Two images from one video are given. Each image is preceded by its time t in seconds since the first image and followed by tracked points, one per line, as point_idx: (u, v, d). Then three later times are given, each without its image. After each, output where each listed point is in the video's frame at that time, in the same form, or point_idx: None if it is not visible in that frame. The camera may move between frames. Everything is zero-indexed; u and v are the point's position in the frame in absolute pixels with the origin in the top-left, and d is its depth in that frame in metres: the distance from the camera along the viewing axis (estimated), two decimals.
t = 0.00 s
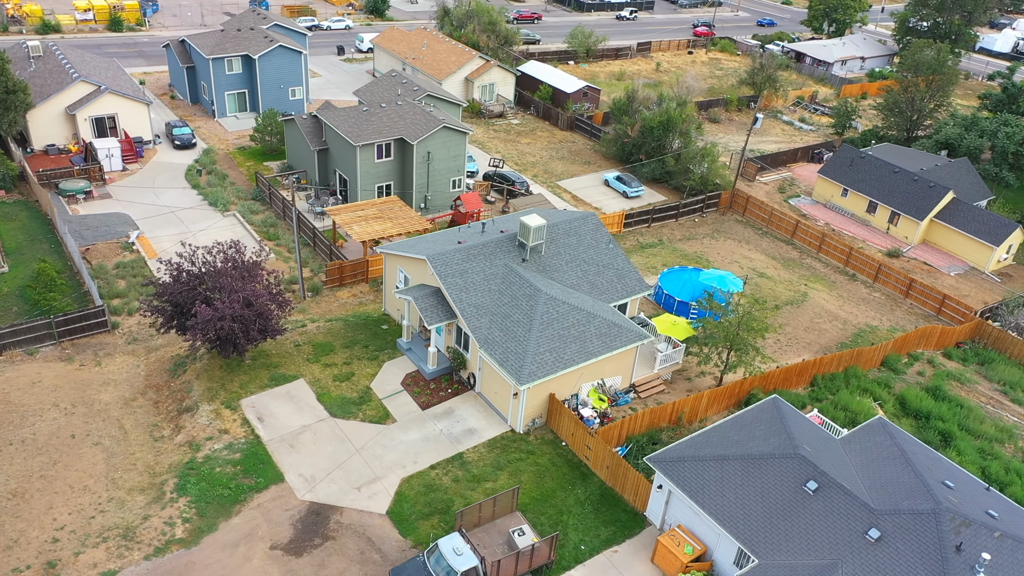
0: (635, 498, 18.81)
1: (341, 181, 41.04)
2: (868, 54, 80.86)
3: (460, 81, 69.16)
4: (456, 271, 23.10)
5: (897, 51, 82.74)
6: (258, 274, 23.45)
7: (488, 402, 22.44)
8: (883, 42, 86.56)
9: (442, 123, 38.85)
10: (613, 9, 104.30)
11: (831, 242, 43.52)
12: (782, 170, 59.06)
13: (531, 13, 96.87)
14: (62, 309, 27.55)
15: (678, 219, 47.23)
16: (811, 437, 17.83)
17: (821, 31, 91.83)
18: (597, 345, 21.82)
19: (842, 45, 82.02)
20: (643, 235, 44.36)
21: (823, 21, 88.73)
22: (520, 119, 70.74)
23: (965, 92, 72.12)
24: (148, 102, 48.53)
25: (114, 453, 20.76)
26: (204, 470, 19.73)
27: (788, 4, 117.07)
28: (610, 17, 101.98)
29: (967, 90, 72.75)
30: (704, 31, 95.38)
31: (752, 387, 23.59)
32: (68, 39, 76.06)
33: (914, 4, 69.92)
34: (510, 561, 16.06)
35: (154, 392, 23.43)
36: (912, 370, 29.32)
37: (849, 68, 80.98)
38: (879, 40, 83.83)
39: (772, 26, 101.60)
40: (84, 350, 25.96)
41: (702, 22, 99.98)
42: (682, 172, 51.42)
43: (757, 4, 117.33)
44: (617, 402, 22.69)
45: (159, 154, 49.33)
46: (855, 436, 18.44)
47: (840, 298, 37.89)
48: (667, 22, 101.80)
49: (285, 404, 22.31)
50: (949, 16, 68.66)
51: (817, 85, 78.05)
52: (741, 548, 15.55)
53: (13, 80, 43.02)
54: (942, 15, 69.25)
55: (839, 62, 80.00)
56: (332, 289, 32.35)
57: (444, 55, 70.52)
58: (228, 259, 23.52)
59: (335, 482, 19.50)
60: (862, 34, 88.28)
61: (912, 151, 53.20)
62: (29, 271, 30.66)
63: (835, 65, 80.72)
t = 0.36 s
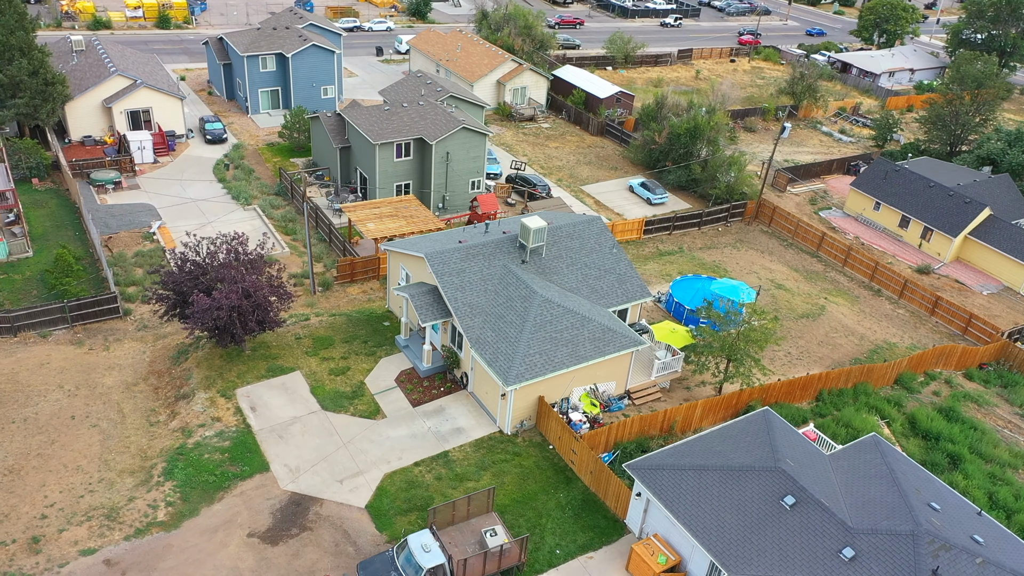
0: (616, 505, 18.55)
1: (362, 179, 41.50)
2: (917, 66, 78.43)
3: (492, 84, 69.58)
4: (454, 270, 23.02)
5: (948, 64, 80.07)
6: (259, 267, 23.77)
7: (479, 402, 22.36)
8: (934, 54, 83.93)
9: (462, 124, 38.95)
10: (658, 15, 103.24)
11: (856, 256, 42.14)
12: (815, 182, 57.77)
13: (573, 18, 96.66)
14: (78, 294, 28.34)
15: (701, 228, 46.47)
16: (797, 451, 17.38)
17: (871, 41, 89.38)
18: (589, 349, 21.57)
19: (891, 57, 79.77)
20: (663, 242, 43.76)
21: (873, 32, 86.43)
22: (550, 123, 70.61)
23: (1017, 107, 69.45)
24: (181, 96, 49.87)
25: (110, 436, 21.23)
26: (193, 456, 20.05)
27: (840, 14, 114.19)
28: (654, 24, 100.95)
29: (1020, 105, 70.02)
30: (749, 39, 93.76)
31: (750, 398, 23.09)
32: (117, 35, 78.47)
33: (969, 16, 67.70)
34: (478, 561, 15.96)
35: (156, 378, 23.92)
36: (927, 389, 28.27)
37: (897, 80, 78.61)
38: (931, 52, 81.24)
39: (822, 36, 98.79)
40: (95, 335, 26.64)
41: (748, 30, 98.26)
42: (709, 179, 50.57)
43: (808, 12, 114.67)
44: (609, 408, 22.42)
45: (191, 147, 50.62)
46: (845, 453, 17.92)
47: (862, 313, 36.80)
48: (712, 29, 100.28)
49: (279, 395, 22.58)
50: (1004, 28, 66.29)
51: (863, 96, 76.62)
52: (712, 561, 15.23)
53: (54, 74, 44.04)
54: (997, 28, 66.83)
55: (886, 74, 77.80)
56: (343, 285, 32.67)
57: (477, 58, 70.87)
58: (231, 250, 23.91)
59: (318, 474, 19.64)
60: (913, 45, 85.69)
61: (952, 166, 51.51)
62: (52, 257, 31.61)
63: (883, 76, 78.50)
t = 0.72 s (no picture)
0: (595, 512, 18.29)
1: (384, 178, 41.89)
2: (972, 81, 75.63)
3: (524, 88, 69.88)
4: (452, 269, 23.02)
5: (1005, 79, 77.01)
6: (262, 260, 24.18)
7: (470, 402, 22.31)
8: (991, 69, 80.78)
9: (482, 125, 38.99)
10: (706, 23, 101.53)
11: (884, 272, 40.68)
12: (851, 196, 56.23)
13: (618, 25, 96.11)
14: (94, 280, 29.17)
15: (726, 238, 45.54)
16: (779, 465, 16.92)
17: (926, 54, 86.53)
18: (581, 353, 21.33)
19: (944, 70, 77.15)
20: (685, 251, 42.99)
21: (928, 44, 83.67)
22: (583, 128, 70.24)
23: None
24: (217, 92, 51.42)
25: (108, 418, 21.77)
26: (183, 441, 20.42)
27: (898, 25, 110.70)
28: (701, 32, 99.41)
29: None
30: (798, 49, 91.71)
31: (748, 410, 22.57)
32: (167, 33, 80.72)
33: None
34: (445, 559, 15.88)
35: (159, 364, 24.47)
36: (943, 412, 27.15)
37: (949, 95, 75.95)
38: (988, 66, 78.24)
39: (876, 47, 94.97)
40: (108, 320, 27.36)
41: (798, 40, 96.04)
42: (737, 189, 49.50)
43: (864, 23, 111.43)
44: (601, 414, 22.16)
45: (223, 142, 52.26)
46: (831, 470, 17.39)
47: (885, 331, 35.59)
48: (761, 38, 98.25)
49: (274, 386, 22.89)
50: None
51: (911, 110, 74.53)
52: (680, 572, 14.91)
53: (94, 67, 45.55)
54: None
55: (938, 87, 75.21)
56: (355, 281, 32.88)
57: (512, 62, 71.11)
58: (235, 241, 24.37)
59: (303, 465, 19.83)
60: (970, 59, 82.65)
61: (994, 184, 49.67)
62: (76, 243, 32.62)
63: (935, 90, 75.92)
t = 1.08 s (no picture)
0: (573, 517, 18.07)
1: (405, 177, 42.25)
2: None
3: (558, 93, 69.75)
4: (450, 267, 23.01)
5: None
6: (266, 251, 24.58)
7: (461, 400, 22.27)
8: None
9: (503, 127, 39.01)
10: (755, 33, 99.32)
11: (911, 290, 39.22)
12: (887, 211, 54.60)
13: (663, 32, 95.06)
14: (113, 266, 30.03)
15: (750, 249, 44.57)
16: (759, 479, 16.48)
17: (983, 69, 83.41)
18: (572, 357, 21.06)
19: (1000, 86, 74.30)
20: (706, 260, 42.16)
21: (986, 59, 80.65)
22: (615, 135, 69.65)
23: None
24: (251, 89, 52.78)
25: (108, 399, 22.36)
26: (176, 425, 20.85)
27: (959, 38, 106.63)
28: (749, 41, 97.46)
29: None
30: (848, 61, 89.39)
31: (745, 422, 22.04)
32: (215, 31, 82.78)
33: None
34: (412, 554, 15.84)
35: (164, 349, 25.05)
36: (956, 436, 26.08)
37: (1004, 111, 73.03)
38: None
39: (933, 61, 92.12)
40: (122, 305, 28.13)
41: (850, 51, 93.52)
42: (765, 200, 48.03)
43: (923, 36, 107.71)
44: (592, 419, 21.89)
45: (255, 137, 53.65)
46: (816, 486, 16.86)
47: (908, 350, 34.40)
48: (812, 49, 95.90)
49: (270, 375, 23.21)
50: None
51: (962, 126, 71.94)
52: None
53: (133, 61, 47.05)
54: None
55: (993, 103, 72.42)
56: (367, 277, 33.19)
57: (547, 66, 70.98)
58: (240, 232, 24.86)
59: (288, 454, 20.03)
60: None
61: None
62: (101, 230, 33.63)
63: (989, 106, 73.11)
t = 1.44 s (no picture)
0: (550, 521, 17.89)
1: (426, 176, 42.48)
2: None
3: (591, 98, 69.26)
4: (448, 266, 23.00)
5: None
6: (270, 244, 24.99)
7: (453, 399, 22.25)
8: None
9: (523, 130, 38.94)
10: (802, 44, 96.50)
11: (937, 308, 37.75)
12: (923, 227, 52.92)
13: (708, 40, 93.56)
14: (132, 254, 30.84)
15: (773, 260, 43.58)
16: (738, 491, 16.09)
17: None
18: (563, 360, 20.85)
19: None
20: (726, 271, 41.27)
21: None
22: (646, 141, 68.73)
23: None
24: (284, 86, 54.01)
25: (111, 382, 22.94)
26: (171, 411, 21.26)
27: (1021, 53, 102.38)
28: (797, 52, 94.80)
29: None
30: (899, 74, 86.83)
31: (740, 434, 21.52)
32: (260, 30, 84.51)
33: None
34: (382, 548, 15.84)
35: (170, 337, 25.61)
36: (969, 460, 25.03)
37: None
38: None
39: (990, 76, 88.80)
40: (136, 292, 28.88)
41: (901, 63, 90.79)
42: (793, 212, 46.45)
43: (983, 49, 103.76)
44: (584, 424, 21.64)
45: (286, 135, 55.02)
46: (798, 502, 16.39)
47: (930, 370, 33.20)
48: (863, 61, 93.27)
49: (269, 366, 23.52)
50: None
51: (1014, 143, 69.61)
52: None
53: (170, 56, 48.57)
54: None
55: None
56: (379, 275, 33.46)
57: (580, 71, 70.68)
58: (244, 223, 25.32)
59: (276, 444, 20.25)
60: None
61: None
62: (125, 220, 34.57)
63: None
